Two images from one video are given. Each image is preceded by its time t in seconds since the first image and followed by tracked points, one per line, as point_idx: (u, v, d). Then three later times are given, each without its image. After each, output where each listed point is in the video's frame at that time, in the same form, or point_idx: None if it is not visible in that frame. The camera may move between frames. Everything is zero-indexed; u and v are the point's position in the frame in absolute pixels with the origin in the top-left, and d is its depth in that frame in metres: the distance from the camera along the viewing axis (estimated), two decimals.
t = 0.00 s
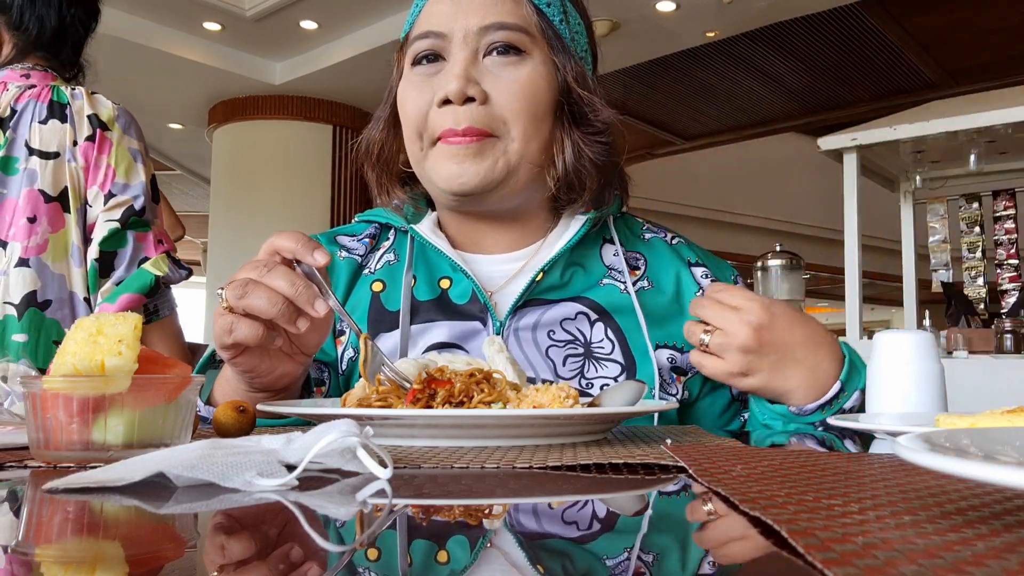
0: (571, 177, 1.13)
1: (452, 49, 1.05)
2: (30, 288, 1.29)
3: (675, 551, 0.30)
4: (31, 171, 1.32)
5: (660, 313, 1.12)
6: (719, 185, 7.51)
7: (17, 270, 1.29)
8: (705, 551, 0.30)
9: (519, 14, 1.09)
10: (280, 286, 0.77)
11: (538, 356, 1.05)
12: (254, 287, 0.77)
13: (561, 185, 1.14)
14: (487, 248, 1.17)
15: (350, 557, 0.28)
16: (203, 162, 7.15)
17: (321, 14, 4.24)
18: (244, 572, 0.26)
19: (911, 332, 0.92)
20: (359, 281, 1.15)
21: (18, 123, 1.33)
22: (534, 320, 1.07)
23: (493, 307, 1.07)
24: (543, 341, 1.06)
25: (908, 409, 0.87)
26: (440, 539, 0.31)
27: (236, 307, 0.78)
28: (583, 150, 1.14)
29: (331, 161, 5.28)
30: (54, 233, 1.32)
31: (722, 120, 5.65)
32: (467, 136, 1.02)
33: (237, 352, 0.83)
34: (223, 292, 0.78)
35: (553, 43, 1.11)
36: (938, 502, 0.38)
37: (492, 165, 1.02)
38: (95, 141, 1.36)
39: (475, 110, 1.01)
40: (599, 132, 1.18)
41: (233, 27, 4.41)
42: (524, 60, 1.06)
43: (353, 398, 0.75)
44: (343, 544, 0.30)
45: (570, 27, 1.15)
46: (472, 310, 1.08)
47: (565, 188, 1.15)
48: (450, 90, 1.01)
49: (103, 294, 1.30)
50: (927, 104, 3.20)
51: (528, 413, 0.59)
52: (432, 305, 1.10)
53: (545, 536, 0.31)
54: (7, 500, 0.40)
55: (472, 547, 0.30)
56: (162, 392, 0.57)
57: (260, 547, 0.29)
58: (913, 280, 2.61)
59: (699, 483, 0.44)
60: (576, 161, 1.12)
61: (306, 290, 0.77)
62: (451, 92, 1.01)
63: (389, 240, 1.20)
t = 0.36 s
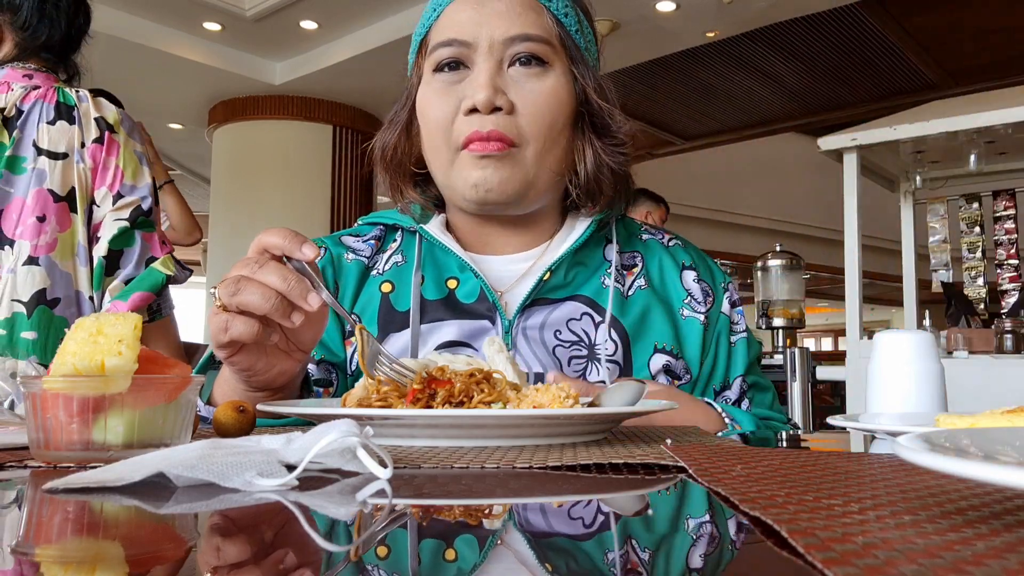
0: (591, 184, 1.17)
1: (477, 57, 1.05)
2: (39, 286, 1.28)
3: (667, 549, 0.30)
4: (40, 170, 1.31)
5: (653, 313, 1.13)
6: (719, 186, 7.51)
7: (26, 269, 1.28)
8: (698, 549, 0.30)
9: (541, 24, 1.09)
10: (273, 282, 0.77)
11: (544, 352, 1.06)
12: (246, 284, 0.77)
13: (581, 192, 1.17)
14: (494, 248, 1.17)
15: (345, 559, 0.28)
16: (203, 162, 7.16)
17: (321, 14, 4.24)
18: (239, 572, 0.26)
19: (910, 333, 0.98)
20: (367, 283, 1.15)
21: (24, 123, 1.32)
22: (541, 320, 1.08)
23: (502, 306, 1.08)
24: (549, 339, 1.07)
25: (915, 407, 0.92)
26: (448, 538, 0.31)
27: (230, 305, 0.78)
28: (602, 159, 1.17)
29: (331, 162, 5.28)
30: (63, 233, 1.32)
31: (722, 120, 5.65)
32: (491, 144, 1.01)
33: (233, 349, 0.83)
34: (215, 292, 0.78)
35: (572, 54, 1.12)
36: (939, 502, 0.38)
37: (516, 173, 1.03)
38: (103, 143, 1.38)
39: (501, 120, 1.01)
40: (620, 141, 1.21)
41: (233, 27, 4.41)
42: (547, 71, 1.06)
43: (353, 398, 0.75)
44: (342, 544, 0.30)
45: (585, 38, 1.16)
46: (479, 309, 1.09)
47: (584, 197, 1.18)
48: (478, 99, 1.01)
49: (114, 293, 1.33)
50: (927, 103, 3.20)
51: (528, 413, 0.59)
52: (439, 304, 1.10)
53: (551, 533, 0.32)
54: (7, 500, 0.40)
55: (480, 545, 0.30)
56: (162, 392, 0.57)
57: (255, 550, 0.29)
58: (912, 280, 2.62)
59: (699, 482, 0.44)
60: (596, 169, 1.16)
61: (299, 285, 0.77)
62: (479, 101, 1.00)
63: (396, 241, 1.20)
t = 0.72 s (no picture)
0: (607, 203, 1.18)
1: (499, 81, 1.04)
2: (52, 286, 1.29)
3: (665, 550, 0.30)
4: (49, 171, 1.31)
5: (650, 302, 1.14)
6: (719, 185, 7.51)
7: (39, 270, 1.28)
8: (696, 552, 0.30)
9: (562, 50, 1.08)
10: (259, 279, 0.76)
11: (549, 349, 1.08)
12: (232, 284, 0.76)
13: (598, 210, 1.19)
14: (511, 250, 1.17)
15: (341, 559, 0.28)
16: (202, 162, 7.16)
17: (321, 14, 4.24)
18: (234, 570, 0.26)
19: (911, 333, 0.98)
20: (383, 281, 1.16)
21: (30, 124, 1.32)
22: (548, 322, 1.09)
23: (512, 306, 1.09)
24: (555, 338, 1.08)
25: (914, 406, 0.92)
26: (460, 536, 0.31)
27: (218, 309, 0.77)
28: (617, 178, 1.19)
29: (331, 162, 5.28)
30: (74, 233, 1.32)
31: (722, 120, 5.65)
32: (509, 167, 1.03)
33: (224, 352, 0.82)
34: (201, 298, 0.77)
35: (591, 78, 1.13)
36: (938, 501, 0.38)
37: (534, 196, 1.05)
38: (110, 145, 1.38)
39: (521, 145, 1.02)
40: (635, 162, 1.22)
41: (233, 27, 4.41)
42: (567, 96, 1.06)
43: (354, 398, 0.74)
44: (341, 543, 0.30)
45: (601, 57, 1.17)
46: (489, 310, 1.09)
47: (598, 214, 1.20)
48: (500, 124, 1.01)
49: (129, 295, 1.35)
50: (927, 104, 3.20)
51: (528, 414, 0.59)
52: (451, 301, 1.10)
53: (558, 532, 0.32)
54: (7, 501, 0.40)
55: (491, 544, 0.30)
56: (163, 392, 0.57)
57: (253, 549, 0.29)
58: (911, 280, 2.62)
59: (699, 482, 0.44)
60: (611, 188, 1.17)
61: (284, 280, 0.76)
62: (501, 126, 1.00)
63: (412, 242, 1.20)
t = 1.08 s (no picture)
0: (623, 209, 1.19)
1: (517, 88, 1.05)
2: (46, 286, 1.29)
3: (676, 549, 0.30)
4: (43, 171, 1.31)
5: (660, 301, 1.13)
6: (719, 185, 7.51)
7: (34, 270, 1.29)
8: (706, 551, 0.30)
9: (581, 60, 1.09)
10: (284, 250, 0.75)
11: (560, 348, 1.06)
12: (259, 250, 0.74)
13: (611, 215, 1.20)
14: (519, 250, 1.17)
15: (345, 559, 0.28)
16: (201, 163, 7.15)
17: (321, 15, 4.24)
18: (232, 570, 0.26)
19: (911, 332, 0.98)
20: (395, 275, 1.14)
21: (26, 123, 1.32)
22: (557, 318, 1.08)
23: (523, 302, 1.09)
24: (566, 335, 1.07)
25: (914, 407, 0.92)
26: (473, 540, 0.31)
27: (240, 272, 0.75)
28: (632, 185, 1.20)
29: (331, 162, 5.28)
30: (68, 232, 1.31)
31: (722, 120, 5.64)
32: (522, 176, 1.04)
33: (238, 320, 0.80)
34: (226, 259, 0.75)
35: (609, 89, 1.14)
36: (938, 501, 0.38)
37: (545, 203, 1.06)
38: (104, 143, 1.38)
39: (536, 153, 1.02)
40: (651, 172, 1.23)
41: (233, 27, 4.41)
42: (583, 106, 1.07)
43: (354, 398, 0.74)
44: (343, 544, 0.30)
45: (619, 69, 1.18)
46: (500, 304, 1.09)
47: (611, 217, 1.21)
48: (516, 130, 1.02)
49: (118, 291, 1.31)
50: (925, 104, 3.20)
51: (529, 414, 0.59)
52: (462, 296, 1.10)
53: (567, 533, 0.32)
54: (6, 501, 0.40)
55: (503, 545, 0.30)
56: (162, 393, 0.57)
57: (254, 550, 0.29)
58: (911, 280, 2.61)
59: (700, 483, 0.44)
60: (625, 195, 1.19)
61: (309, 254, 0.75)
62: (517, 133, 1.01)
63: (424, 239, 1.18)
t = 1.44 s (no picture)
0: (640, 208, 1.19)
1: (539, 83, 1.05)
2: (25, 285, 1.28)
3: (688, 552, 0.30)
4: (25, 170, 1.32)
5: (674, 297, 1.13)
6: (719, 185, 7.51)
7: (15, 269, 1.29)
8: (720, 554, 0.29)
9: (604, 56, 1.09)
10: (334, 228, 0.70)
11: (572, 343, 1.06)
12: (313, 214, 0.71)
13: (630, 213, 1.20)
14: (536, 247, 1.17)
15: (349, 560, 0.28)
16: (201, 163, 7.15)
17: (321, 14, 4.24)
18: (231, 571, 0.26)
19: (911, 332, 0.98)
20: (413, 260, 1.14)
21: (13, 121, 1.33)
22: (570, 314, 1.08)
23: (537, 297, 1.08)
24: (579, 331, 1.07)
25: (914, 407, 0.92)
26: (489, 549, 0.30)
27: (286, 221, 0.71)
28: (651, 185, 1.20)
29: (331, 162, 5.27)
30: (48, 231, 1.32)
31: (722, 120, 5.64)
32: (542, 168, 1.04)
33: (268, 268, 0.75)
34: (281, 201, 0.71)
35: (631, 88, 1.14)
36: (938, 501, 0.38)
37: (562, 196, 1.05)
38: (87, 140, 1.37)
39: (555, 147, 1.02)
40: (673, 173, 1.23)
41: (233, 27, 4.40)
42: (604, 103, 1.07)
43: (354, 398, 0.74)
44: (343, 543, 0.30)
45: (643, 68, 1.18)
46: (515, 299, 1.08)
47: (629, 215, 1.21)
48: (536, 126, 1.02)
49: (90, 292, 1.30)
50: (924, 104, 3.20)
51: (530, 414, 0.59)
52: (477, 288, 1.09)
53: (579, 536, 0.32)
54: (7, 500, 0.40)
55: (519, 554, 0.29)
56: (162, 393, 0.57)
57: (257, 549, 0.29)
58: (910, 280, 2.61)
59: (700, 483, 0.44)
60: (644, 194, 1.18)
61: (353, 243, 0.70)
62: (537, 128, 1.01)
63: (445, 228, 1.19)
